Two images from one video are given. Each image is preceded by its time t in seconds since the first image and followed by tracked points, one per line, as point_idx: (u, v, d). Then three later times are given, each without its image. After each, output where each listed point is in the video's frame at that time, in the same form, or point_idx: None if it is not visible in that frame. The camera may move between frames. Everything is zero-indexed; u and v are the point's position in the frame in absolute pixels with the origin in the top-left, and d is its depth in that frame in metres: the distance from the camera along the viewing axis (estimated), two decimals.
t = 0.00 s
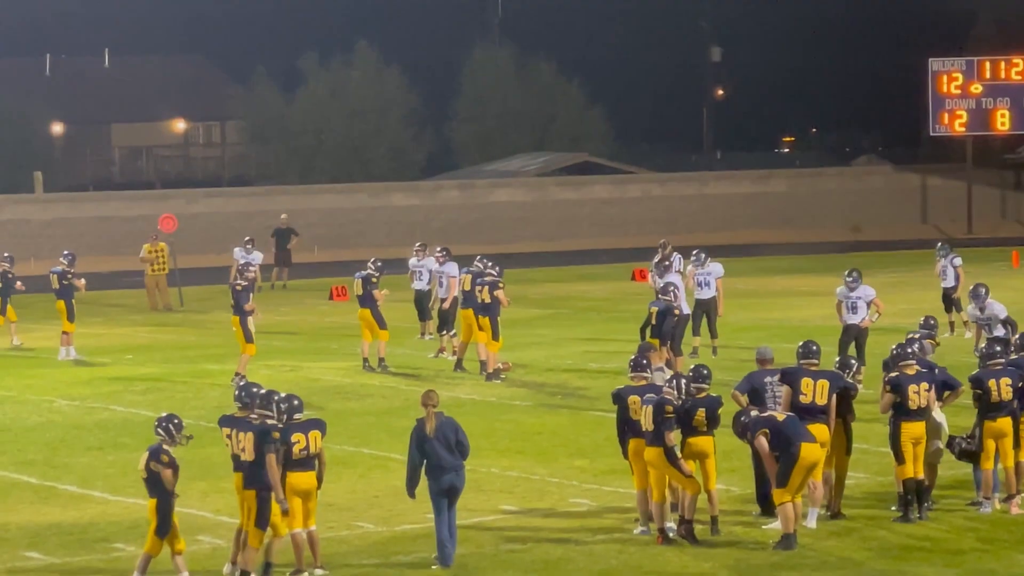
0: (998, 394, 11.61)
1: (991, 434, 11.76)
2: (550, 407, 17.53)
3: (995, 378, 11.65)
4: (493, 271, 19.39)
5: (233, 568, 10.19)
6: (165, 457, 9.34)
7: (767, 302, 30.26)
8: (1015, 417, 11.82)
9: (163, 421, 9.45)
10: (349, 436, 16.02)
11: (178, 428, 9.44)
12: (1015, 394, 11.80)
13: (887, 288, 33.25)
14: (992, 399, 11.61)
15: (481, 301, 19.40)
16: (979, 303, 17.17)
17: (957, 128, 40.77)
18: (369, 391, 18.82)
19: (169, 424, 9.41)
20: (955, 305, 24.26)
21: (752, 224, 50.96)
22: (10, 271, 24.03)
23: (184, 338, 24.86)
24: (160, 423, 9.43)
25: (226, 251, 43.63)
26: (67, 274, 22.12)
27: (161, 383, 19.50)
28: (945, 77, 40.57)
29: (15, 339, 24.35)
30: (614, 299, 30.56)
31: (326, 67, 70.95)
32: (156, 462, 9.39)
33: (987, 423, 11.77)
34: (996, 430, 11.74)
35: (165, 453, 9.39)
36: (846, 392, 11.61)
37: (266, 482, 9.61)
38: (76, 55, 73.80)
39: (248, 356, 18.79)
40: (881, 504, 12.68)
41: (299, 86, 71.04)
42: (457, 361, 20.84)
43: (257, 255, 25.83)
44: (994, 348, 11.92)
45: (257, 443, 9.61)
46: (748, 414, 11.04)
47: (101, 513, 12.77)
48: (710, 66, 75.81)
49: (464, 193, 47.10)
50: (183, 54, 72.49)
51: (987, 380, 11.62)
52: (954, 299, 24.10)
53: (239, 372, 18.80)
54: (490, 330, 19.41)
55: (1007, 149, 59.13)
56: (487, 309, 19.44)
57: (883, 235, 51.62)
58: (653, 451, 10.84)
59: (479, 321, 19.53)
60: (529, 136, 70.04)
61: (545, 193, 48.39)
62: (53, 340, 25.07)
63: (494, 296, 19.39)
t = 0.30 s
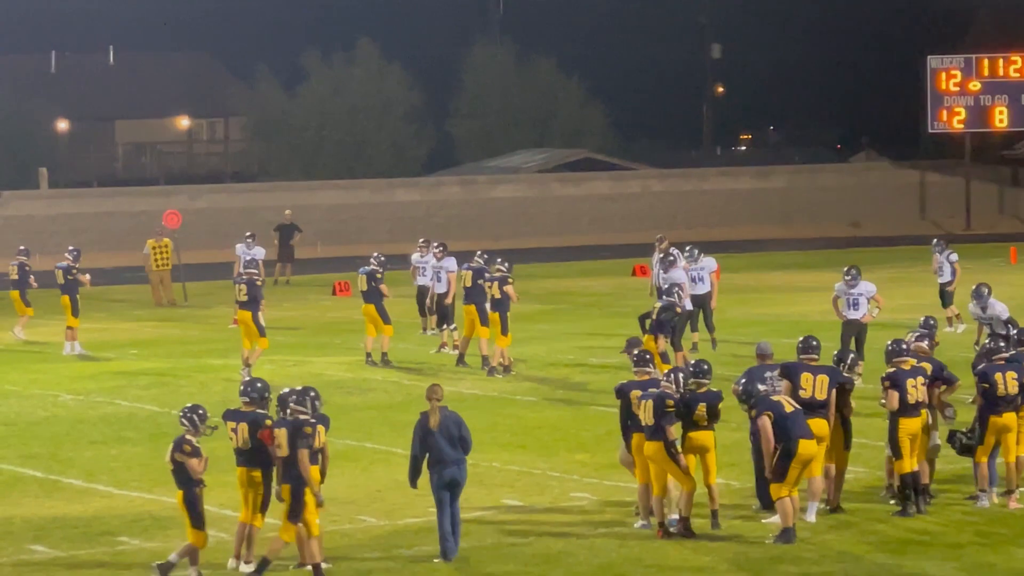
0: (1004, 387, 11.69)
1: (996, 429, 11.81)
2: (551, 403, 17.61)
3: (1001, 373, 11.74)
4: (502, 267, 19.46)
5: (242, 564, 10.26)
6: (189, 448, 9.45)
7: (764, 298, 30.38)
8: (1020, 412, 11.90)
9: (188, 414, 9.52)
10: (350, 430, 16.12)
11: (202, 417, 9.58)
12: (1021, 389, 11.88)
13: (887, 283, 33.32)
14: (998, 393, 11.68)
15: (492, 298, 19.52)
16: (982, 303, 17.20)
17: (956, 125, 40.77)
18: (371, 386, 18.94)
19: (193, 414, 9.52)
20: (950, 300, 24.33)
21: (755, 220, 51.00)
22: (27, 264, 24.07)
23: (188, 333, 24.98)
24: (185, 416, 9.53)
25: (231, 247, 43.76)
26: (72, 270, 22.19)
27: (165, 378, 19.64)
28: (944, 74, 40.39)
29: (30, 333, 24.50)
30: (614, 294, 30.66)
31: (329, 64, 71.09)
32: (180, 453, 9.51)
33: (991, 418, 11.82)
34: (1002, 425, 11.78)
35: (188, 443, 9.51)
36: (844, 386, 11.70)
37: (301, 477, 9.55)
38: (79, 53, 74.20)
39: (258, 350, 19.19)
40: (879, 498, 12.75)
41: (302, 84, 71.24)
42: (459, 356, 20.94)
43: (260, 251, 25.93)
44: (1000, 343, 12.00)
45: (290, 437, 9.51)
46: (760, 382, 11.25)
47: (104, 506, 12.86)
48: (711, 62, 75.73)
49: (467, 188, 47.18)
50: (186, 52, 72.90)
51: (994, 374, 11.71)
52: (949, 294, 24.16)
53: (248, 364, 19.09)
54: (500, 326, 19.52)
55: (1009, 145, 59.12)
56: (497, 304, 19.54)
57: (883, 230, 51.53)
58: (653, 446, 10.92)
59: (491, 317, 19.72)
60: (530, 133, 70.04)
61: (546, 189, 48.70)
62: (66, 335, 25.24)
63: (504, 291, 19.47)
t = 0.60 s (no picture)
0: (1012, 384, 11.73)
1: (1002, 425, 11.84)
2: (557, 398, 17.69)
3: (1009, 370, 11.79)
4: (515, 263, 19.54)
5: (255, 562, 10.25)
6: (215, 445, 9.41)
7: (769, 294, 30.46)
8: None
9: (218, 410, 9.49)
10: (359, 426, 16.22)
11: (231, 415, 9.51)
12: None
13: (893, 279, 33.38)
14: (1005, 389, 11.72)
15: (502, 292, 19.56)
16: (981, 305, 17.25)
17: (961, 122, 40.76)
18: (379, 382, 18.99)
19: (223, 411, 9.46)
20: (954, 298, 24.35)
21: (760, 217, 51.06)
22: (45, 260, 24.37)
23: (195, 329, 25.06)
24: (215, 411, 9.49)
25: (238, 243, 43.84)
26: (80, 266, 22.33)
27: (174, 374, 19.71)
28: (949, 71, 40.49)
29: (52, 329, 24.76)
30: (621, 291, 30.68)
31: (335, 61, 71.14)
32: (205, 449, 9.47)
33: (997, 415, 11.84)
34: (1007, 422, 11.81)
35: (214, 440, 9.45)
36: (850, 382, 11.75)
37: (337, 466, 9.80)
38: (87, 50, 74.39)
39: (275, 347, 19.29)
40: (883, 494, 12.80)
41: (308, 81, 71.32)
42: (467, 353, 21.03)
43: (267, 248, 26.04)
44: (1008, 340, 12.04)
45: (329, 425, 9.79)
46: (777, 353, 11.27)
47: (112, 502, 12.92)
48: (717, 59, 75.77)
49: (471, 185, 47.26)
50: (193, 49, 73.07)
51: (1002, 371, 11.76)
52: (955, 293, 24.21)
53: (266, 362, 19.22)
54: (515, 320, 19.55)
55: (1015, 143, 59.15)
56: (510, 298, 19.55)
57: (888, 227, 51.62)
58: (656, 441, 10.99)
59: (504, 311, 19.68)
60: (536, 132, 70.01)
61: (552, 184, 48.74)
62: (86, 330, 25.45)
63: (516, 286, 19.52)
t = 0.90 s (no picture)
0: (1016, 383, 11.69)
1: (1009, 424, 11.83)
2: (567, 396, 17.71)
3: (1015, 369, 11.73)
4: (531, 261, 19.61)
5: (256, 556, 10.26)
6: (251, 446, 9.44)
7: (780, 292, 30.46)
8: None
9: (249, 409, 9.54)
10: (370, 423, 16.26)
11: (262, 415, 9.55)
12: None
13: (903, 278, 33.35)
14: (1012, 388, 11.69)
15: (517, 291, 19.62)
16: (984, 305, 17.26)
17: (972, 121, 40.73)
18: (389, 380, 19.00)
19: (254, 411, 9.51)
20: (963, 298, 24.33)
21: (771, 215, 51.04)
22: (66, 259, 24.38)
23: (206, 327, 25.11)
24: (246, 410, 9.53)
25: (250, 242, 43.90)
26: (92, 265, 22.34)
27: (185, 372, 19.72)
28: (960, 70, 40.52)
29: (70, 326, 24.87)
30: (632, 289, 30.67)
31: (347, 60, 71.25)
32: (241, 451, 9.47)
33: (1005, 414, 11.82)
34: (1014, 420, 11.80)
35: (249, 441, 9.46)
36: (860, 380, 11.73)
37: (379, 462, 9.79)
38: (100, 48, 74.59)
39: (289, 345, 19.28)
40: (894, 493, 12.77)
41: (320, 79, 71.41)
42: (479, 351, 21.01)
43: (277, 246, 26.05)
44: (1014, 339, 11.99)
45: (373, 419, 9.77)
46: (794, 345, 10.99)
47: (123, 500, 12.94)
48: (728, 57, 75.67)
49: (482, 183, 47.27)
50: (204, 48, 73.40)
51: (1008, 370, 11.71)
52: (964, 291, 24.20)
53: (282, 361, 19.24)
54: (530, 319, 19.55)
55: None
56: (526, 297, 19.56)
57: (899, 226, 51.58)
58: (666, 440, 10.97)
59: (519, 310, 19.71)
60: (546, 130, 70.00)
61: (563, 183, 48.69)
62: (100, 327, 25.53)
63: (533, 285, 19.58)
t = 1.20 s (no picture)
0: None
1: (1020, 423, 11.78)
2: (580, 395, 17.69)
3: None
4: (553, 261, 19.55)
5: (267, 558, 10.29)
6: (292, 443, 9.46)
7: (794, 291, 30.37)
8: None
9: (288, 407, 9.48)
10: (383, 422, 16.25)
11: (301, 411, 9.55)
12: None
13: (917, 276, 33.21)
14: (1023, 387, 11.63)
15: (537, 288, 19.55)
16: (997, 306, 17.17)
17: (986, 119, 40.56)
18: (402, 378, 19.02)
19: (295, 409, 9.49)
20: (975, 297, 24.27)
21: (783, 214, 50.92)
22: (85, 255, 24.31)
23: (219, 326, 25.14)
24: (286, 409, 9.48)
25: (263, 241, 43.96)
26: (110, 264, 22.34)
27: (198, 370, 19.74)
28: (974, 68, 40.35)
29: (87, 324, 24.93)
30: (646, 288, 30.65)
31: (360, 59, 71.28)
32: (282, 447, 9.51)
33: (1016, 413, 11.77)
34: None
35: (291, 437, 9.49)
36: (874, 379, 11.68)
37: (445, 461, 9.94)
38: (114, 47, 74.79)
39: (303, 344, 19.28)
40: (907, 492, 12.70)
41: (333, 78, 71.47)
42: (494, 350, 20.97)
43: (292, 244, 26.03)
44: None
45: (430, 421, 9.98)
46: (809, 344, 10.98)
47: (136, 498, 12.95)
48: (740, 56, 75.45)
49: (495, 182, 47.24)
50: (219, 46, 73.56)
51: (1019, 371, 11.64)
52: (974, 290, 24.13)
53: (297, 360, 19.22)
54: (550, 318, 19.51)
55: None
56: (547, 296, 19.51)
57: (912, 225, 51.45)
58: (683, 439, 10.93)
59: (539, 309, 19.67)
60: (559, 130, 69.85)
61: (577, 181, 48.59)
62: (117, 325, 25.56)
63: (555, 284, 19.52)
